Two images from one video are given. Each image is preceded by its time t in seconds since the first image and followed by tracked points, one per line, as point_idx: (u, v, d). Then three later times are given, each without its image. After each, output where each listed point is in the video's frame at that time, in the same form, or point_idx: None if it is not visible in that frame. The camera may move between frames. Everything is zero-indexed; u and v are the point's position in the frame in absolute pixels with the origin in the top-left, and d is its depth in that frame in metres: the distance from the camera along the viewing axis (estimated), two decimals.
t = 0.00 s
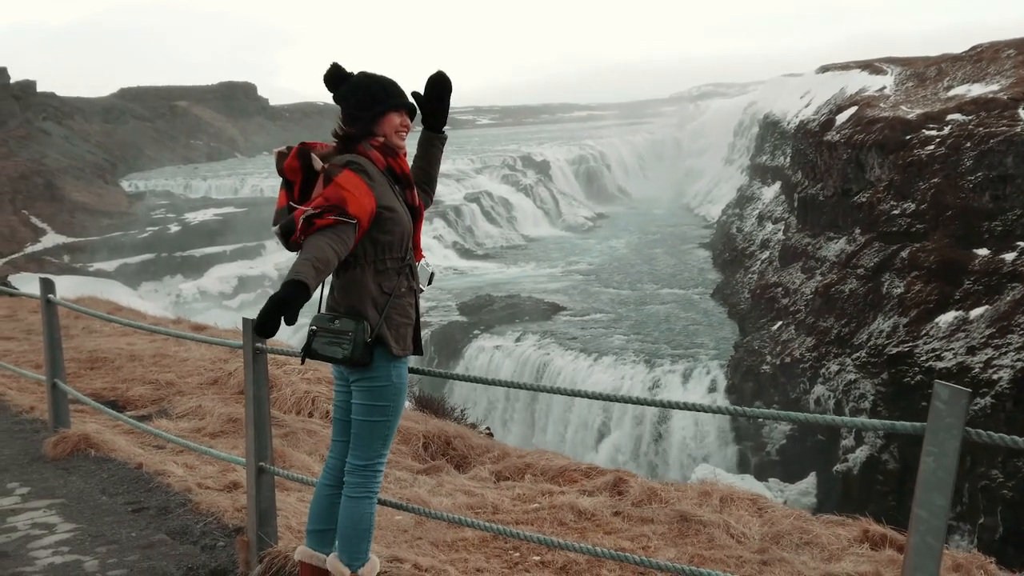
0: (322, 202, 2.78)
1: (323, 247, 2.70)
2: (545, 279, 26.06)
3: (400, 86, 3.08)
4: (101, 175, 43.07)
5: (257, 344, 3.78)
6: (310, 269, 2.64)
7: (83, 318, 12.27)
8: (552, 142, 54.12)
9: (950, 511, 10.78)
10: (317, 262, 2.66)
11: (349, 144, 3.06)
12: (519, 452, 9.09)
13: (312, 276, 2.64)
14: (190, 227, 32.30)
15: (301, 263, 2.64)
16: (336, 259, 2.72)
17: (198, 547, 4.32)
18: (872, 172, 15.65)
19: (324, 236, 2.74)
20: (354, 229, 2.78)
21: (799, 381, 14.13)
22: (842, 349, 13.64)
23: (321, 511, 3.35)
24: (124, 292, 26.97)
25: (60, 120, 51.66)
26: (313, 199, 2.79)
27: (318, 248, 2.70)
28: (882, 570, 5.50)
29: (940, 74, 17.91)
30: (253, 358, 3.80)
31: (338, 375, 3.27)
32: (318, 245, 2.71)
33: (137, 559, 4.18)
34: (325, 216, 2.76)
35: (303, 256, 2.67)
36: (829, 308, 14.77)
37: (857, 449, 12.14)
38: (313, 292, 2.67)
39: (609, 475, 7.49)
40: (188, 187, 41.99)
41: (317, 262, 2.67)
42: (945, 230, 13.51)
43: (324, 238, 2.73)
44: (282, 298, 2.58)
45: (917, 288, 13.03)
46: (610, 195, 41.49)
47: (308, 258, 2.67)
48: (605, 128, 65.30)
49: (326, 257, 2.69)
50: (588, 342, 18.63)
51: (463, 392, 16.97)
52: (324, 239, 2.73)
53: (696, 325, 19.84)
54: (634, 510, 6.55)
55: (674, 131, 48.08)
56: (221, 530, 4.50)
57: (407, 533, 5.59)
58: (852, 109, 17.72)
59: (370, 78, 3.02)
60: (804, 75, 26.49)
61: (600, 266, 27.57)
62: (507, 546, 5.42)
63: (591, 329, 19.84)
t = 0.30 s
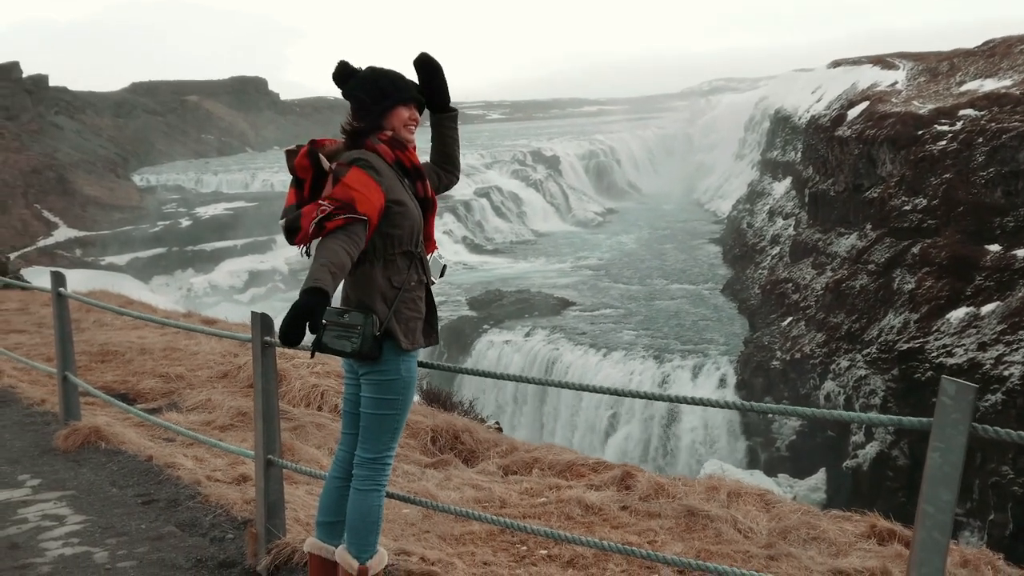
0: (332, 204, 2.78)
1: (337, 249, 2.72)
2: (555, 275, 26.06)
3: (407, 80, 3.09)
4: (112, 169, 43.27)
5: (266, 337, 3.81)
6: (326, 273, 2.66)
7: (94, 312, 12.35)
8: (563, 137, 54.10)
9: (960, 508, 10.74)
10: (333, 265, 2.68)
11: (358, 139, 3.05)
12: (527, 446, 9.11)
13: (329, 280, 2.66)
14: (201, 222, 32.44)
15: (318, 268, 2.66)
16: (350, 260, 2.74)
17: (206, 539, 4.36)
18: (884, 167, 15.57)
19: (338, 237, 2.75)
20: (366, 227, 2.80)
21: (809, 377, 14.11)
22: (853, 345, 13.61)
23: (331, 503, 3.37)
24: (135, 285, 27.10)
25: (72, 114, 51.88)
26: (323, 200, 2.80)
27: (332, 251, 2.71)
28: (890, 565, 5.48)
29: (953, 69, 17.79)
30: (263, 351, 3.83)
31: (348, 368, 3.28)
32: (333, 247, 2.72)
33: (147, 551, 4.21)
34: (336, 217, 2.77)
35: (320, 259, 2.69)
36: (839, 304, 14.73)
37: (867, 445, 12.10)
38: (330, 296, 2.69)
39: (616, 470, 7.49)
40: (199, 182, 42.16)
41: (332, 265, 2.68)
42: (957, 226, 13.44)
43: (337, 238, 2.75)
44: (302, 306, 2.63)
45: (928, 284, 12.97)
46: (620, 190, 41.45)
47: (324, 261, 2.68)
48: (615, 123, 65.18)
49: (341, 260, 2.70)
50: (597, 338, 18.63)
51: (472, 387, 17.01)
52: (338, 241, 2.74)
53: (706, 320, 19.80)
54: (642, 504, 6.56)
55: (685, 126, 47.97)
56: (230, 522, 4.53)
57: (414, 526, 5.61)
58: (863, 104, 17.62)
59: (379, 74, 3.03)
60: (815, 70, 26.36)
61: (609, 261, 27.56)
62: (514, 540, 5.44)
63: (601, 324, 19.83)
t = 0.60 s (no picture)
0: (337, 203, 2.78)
1: (343, 249, 2.73)
2: (564, 268, 26.05)
3: (414, 70, 3.07)
4: (122, 161, 43.38)
5: (273, 329, 3.82)
6: (333, 277, 2.68)
7: (103, 303, 12.42)
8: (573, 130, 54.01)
9: (969, 502, 10.69)
10: (340, 267, 2.69)
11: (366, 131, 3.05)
12: (534, 439, 9.12)
13: (337, 284, 2.68)
14: (211, 214, 32.53)
15: (325, 271, 2.67)
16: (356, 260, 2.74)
17: (214, 529, 4.38)
18: (894, 161, 15.48)
19: (344, 237, 2.75)
20: (372, 224, 2.80)
21: (818, 371, 14.07)
22: (862, 339, 13.56)
23: (341, 493, 3.38)
24: (145, 277, 27.20)
25: (83, 106, 52.03)
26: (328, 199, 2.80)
27: (339, 252, 2.72)
28: (896, 560, 5.47)
29: (964, 63, 17.66)
30: (270, 342, 3.84)
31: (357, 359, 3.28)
32: (339, 248, 2.73)
33: (153, 541, 4.24)
34: (341, 217, 2.77)
35: (325, 261, 2.70)
36: (849, 299, 14.67)
37: (876, 439, 12.07)
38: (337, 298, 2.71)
39: (623, 463, 7.49)
40: (209, 174, 42.26)
41: (338, 268, 2.69)
42: (968, 220, 13.36)
43: (343, 238, 2.75)
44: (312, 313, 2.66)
45: (938, 278, 12.90)
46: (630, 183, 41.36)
47: (331, 264, 2.69)
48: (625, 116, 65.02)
49: (347, 260, 2.71)
50: (606, 331, 18.60)
51: (482, 379, 17.01)
52: (344, 241, 2.75)
53: (715, 314, 19.76)
54: (649, 497, 6.56)
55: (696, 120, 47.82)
56: (237, 513, 4.55)
57: (421, 518, 5.63)
58: (874, 97, 17.52)
59: (385, 66, 3.03)
60: (826, 63, 26.21)
61: (619, 254, 27.51)
62: (520, 532, 5.45)
63: (610, 317, 19.81)
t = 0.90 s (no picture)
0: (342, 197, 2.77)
1: (345, 246, 2.73)
2: (575, 258, 26.01)
3: (425, 60, 3.06)
4: (134, 148, 43.50)
5: (281, 316, 3.83)
6: (334, 277, 2.69)
7: (115, 290, 12.49)
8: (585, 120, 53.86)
9: (979, 494, 10.65)
10: (341, 266, 2.70)
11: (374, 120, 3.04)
12: (543, 427, 9.13)
13: (337, 286, 2.69)
14: (222, 202, 32.62)
15: (326, 271, 2.68)
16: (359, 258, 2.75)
17: (222, 516, 4.41)
18: (907, 152, 15.37)
19: (347, 234, 2.75)
20: (377, 218, 2.80)
21: (829, 362, 14.03)
22: (873, 330, 13.51)
23: (350, 480, 3.39)
24: (156, 265, 27.32)
25: (95, 94, 52.17)
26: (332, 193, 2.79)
27: (341, 249, 2.73)
28: (904, 550, 5.46)
29: (979, 53, 17.49)
30: (278, 330, 3.85)
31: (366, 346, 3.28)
32: (342, 245, 2.74)
33: (162, 527, 4.27)
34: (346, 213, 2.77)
35: (327, 258, 2.71)
36: (861, 289, 14.62)
37: (887, 430, 12.03)
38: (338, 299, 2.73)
39: (632, 452, 7.49)
40: (220, 162, 42.34)
41: (339, 267, 2.70)
42: (980, 211, 13.26)
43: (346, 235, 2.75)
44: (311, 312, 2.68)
45: (950, 269, 12.82)
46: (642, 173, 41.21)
47: (331, 263, 2.70)
48: (637, 106, 64.73)
49: (349, 258, 2.71)
50: (617, 321, 18.58)
51: (492, 367, 16.94)
52: (347, 238, 2.75)
53: (726, 304, 19.71)
54: (657, 486, 6.56)
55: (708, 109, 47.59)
56: (245, 500, 4.58)
57: (430, 505, 5.65)
58: (887, 88, 17.38)
59: (396, 54, 3.01)
60: (839, 53, 26.00)
61: (630, 244, 27.46)
62: (528, 520, 5.47)
63: (621, 307, 19.78)
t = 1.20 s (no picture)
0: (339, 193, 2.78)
1: (342, 241, 2.74)
2: (579, 249, 25.98)
3: (427, 49, 3.05)
4: (139, 138, 43.52)
5: (283, 306, 3.83)
6: (330, 274, 2.71)
7: (118, 279, 12.51)
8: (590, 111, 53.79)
9: (981, 486, 10.64)
10: (336, 262, 2.72)
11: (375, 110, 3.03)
12: (546, 418, 9.14)
13: (332, 282, 2.71)
14: (226, 192, 32.62)
15: (321, 269, 2.69)
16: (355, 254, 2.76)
17: (224, 505, 4.42)
18: (913, 143, 15.30)
19: (345, 229, 2.77)
20: (377, 212, 2.80)
21: (833, 354, 14.02)
22: (877, 322, 13.49)
23: (351, 470, 3.39)
24: (160, 254, 27.36)
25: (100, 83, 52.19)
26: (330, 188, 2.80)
27: (337, 245, 2.74)
28: (905, 541, 5.46)
29: (985, 44, 17.38)
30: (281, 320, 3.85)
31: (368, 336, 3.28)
32: (338, 240, 2.75)
33: (164, 516, 4.28)
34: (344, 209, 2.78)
35: (323, 254, 2.72)
36: (865, 281, 14.59)
37: (890, 422, 12.02)
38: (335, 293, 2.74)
39: (634, 443, 7.49)
40: (224, 152, 42.33)
41: (335, 263, 2.72)
42: (986, 203, 13.21)
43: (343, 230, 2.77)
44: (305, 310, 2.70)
45: (955, 261, 12.79)
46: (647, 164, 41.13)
47: (327, 260, 2.72)
48: (642, 96, 64.55)
49: (345, 253, 2.73)
50: (621, 312, 18.58)
51: (496, 359, 17.00)
52: (343, 233, 2.76)
53: (730, 296, 19.69)
54: (658, 477, 6.56)
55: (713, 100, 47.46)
56: (248, 490, 4.60)
57: (431, 496, 5.66)
58: (893, 79, 17.30)
59: (398, 44, 2.99)
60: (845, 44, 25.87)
61: (635, 235, 27.43)
62: (530, 510, 5.48)
63: (625, 299, 19.77)
